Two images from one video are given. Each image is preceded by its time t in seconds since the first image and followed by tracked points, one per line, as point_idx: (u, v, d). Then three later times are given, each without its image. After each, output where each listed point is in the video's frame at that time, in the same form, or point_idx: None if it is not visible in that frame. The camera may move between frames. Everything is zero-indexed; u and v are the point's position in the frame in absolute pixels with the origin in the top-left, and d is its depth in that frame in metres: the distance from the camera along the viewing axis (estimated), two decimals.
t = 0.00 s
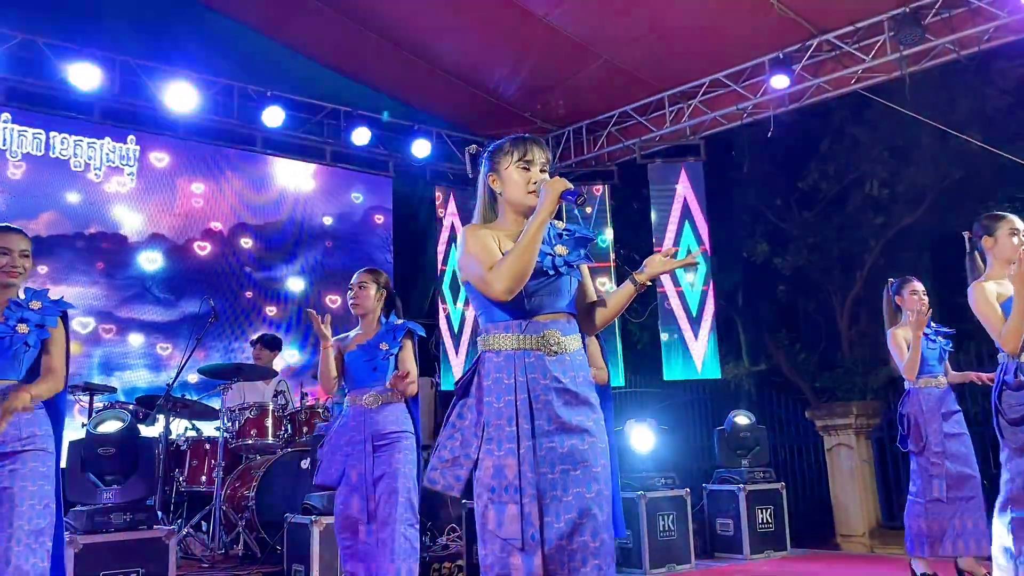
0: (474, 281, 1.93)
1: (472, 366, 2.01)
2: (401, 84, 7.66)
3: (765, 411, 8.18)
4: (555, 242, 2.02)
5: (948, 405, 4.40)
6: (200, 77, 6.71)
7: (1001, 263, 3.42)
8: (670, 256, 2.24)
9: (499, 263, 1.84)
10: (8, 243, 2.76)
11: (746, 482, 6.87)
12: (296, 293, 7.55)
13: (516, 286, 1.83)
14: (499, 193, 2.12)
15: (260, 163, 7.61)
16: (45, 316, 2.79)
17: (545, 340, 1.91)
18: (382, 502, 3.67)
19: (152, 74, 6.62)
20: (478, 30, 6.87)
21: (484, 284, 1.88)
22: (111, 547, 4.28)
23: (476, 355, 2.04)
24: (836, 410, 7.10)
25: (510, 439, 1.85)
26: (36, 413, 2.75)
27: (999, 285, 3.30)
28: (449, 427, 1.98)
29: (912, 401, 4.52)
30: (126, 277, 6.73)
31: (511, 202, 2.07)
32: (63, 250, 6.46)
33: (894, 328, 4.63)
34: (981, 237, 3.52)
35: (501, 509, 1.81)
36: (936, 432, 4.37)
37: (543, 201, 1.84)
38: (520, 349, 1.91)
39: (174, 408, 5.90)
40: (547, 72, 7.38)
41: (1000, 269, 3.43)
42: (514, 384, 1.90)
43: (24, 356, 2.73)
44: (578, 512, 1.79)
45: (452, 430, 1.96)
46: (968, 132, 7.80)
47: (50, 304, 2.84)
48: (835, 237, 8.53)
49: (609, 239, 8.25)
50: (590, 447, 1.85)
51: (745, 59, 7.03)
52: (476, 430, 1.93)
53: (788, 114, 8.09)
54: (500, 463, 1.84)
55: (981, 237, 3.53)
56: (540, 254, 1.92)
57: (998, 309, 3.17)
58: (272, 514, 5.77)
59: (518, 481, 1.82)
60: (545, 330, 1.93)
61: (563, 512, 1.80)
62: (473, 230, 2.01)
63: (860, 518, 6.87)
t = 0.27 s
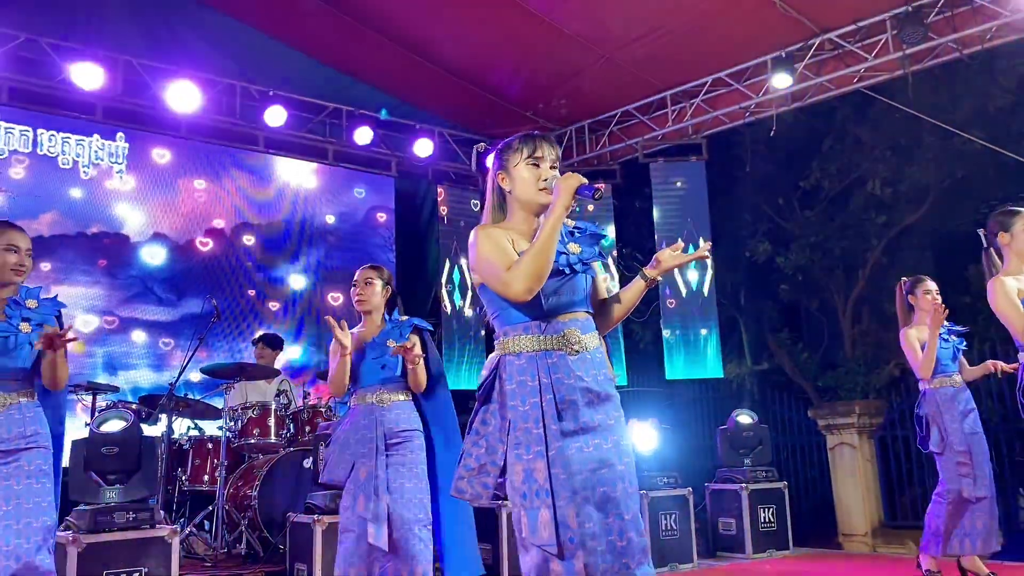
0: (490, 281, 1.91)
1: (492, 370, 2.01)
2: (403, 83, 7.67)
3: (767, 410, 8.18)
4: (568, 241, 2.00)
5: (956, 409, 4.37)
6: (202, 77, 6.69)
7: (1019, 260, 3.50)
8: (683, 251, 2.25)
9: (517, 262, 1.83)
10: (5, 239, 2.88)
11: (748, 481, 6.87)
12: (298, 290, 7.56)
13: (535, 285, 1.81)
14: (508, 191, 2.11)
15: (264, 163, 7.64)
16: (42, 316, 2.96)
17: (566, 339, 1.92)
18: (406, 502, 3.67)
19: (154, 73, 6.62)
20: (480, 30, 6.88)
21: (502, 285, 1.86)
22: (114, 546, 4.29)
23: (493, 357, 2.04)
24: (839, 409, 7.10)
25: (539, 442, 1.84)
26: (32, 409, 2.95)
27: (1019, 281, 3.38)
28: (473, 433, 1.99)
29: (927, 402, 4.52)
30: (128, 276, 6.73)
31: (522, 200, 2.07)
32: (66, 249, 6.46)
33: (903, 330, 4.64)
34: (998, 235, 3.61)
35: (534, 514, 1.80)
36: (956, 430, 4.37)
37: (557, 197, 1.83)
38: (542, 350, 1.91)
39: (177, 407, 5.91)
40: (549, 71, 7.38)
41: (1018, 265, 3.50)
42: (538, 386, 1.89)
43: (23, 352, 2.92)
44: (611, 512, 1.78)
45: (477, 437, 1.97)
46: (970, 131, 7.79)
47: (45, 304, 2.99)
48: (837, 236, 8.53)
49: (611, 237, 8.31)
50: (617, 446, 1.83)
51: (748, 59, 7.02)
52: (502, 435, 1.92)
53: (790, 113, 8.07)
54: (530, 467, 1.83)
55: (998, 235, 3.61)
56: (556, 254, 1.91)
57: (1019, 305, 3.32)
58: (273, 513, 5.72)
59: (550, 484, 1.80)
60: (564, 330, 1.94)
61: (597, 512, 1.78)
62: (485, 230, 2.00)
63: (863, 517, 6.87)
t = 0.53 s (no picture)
0: (505, 278, 1.90)
1: (503, 367, 2.00)
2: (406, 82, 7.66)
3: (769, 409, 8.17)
4: (577, 239, 2.03)
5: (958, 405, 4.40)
6: (204, 76, 6.70)
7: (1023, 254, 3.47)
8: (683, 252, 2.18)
9: (533, 259, 1.83)
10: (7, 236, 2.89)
11: (751, 480, 6.87)
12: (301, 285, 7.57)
13: (553, 282, 1.82)
14: (513, 185, 2.10)
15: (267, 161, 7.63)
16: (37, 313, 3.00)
17: (579, 336, 1.93)
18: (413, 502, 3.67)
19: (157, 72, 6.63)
20: (482, 29, 6.87)
21: (518, 281, 1.86)
22: (116, 544, 4.30)
23: (502, 354, 2.03)
24: (842, 408, 7.10)
25: (557, 439, 1.83)
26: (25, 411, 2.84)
27: None
28: (485, 431, 1.98)
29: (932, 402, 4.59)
30: (131, 276, 6.74)
31: (529, 195, 2.07)
32: (69, 248, 6.47)
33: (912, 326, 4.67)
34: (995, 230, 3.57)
35: (551, 513, 1.80)
36: (973, 427, 4.38)
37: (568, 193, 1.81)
38: (557, 346, 1.91)
39: (180, 406, 5.92)
40: (552, 69, 7.37)
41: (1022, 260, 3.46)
42: (555, 383, 1.87)
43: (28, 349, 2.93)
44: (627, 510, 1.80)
45: (489, 435, 1.97)
46: (973, 129, 7.77)
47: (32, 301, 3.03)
48: (840, 235, 8.50)
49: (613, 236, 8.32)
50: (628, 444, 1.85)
51: (750, 57, 7.01)
52: (516, 432, 1.92)
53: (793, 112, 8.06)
54: (548, 466, 1.82)
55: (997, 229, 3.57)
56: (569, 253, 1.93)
57: None
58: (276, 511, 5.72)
59: (568, 482, 1.79)
60: (573, 328, 1.93)
61: (614, 510, 1.78)
62: (495, 226, 1.99)
63: (866, 516, 6.86)
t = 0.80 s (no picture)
0: (520, 264, 1.90)
1: (512, 353, 1.95)
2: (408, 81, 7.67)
3: (771, 408, 8.16)
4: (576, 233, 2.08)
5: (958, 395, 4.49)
6: (206, 74, 6.72)
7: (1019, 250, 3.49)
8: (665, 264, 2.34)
9: (555, 247, 1.83)
10: None
11: (754, 478, 6.87)
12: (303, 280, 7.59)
13: (573, 270, 1.83)
14: (515, 175, 2.10)
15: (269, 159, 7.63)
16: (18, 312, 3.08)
17: (584, 330, 1.98)
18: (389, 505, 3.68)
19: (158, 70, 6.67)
20: (484, 27, 6.87)
21: (534, 268, 1.86)
22: (120, 544, 4.29)
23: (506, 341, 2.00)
24: (844, 407, 7.10)
25: (570, 430, 1.84)
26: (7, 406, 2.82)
27: None
28: (492, 417, 1.94)
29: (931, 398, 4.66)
30: (134, 274, 6.74)
31: (531, 184, 2.07)
32: (71, 247, 6.47)
33: (915, 324, 4.73)
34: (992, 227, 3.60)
35: (563, 504, 1.80)
36: (980, 423, 4.41)
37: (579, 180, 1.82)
38: (567, 337, 1.94)
39: (183, 405, 5.92)
40: (554, 68, 7.37)
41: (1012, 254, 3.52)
42: (568, 374, 1.89)
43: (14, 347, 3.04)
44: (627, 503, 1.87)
45: (497, 422, 1.93)
46: (976, 128, 7.76)
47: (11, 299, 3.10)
48: (842, 234, 8.44)
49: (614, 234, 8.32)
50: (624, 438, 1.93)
51: (753, 55, 7.01)
52: (526, 421, 1.89)
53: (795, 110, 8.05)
54: (562, 456, 1.83)
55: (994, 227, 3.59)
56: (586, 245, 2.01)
57: None
58: (278, 510, 5.72)
59: (581, 473, 1.82)
60: (578, 320, 1.97)
61: (616, 503, 1.84)
62: (504, 212, 1.99)
63: (869, 514, 6.85)
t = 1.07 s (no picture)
0: (529, 260, 1.90)
1: (519, 346, 1.93)
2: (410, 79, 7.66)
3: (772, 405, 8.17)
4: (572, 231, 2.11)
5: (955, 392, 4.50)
6: (209, 72, 6.71)
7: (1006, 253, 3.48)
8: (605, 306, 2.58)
9: (566, 244, 1.85)
10: None
11: (755, 476, 6.87)
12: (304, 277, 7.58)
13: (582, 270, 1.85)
14: (510, 174, 2.10)
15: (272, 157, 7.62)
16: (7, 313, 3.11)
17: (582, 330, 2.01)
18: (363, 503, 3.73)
19: (160, 68, 6.67)
20: (486, 25, 6.87)
21: (544, 265, 1.87)
22: (122, 542, 4.30)
23: (507, 335, 1.99)
24: (846, 406, 7.10)
25: (574, 427, 1.88)
26: None
27: None
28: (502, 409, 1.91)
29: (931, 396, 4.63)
30: (135, 272, 6.74)
31: (527, 182, 2.07)
32: (73, 245, 6.48)
33: (917, 321, 4.66)
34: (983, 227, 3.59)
35: (565, 499, 1.83)
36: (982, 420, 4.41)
37: (580, 179, 1.85)
38: (568, 335, 1.95)
39: (184, 403, 5.93)
40: (556, 66, 7.36)
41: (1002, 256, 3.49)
42: (575, 371, 1.93)
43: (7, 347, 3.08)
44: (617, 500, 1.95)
45: (504, 414, 1.91)
46: (978, 126, 7.75)
47: None
48: (845, 232, 8.44)
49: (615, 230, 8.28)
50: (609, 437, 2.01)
51: (755, 53, 7.01)
52: (533, 415, 1.89)
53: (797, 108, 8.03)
54: (567, 451, 1.85)
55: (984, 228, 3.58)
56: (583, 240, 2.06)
57: None
58: (281, 507, 5.72)
59: (584, 469, 1.86)
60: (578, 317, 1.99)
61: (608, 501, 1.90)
62: (507, 208, 1.98)
63: (870, 513, 6.84)
